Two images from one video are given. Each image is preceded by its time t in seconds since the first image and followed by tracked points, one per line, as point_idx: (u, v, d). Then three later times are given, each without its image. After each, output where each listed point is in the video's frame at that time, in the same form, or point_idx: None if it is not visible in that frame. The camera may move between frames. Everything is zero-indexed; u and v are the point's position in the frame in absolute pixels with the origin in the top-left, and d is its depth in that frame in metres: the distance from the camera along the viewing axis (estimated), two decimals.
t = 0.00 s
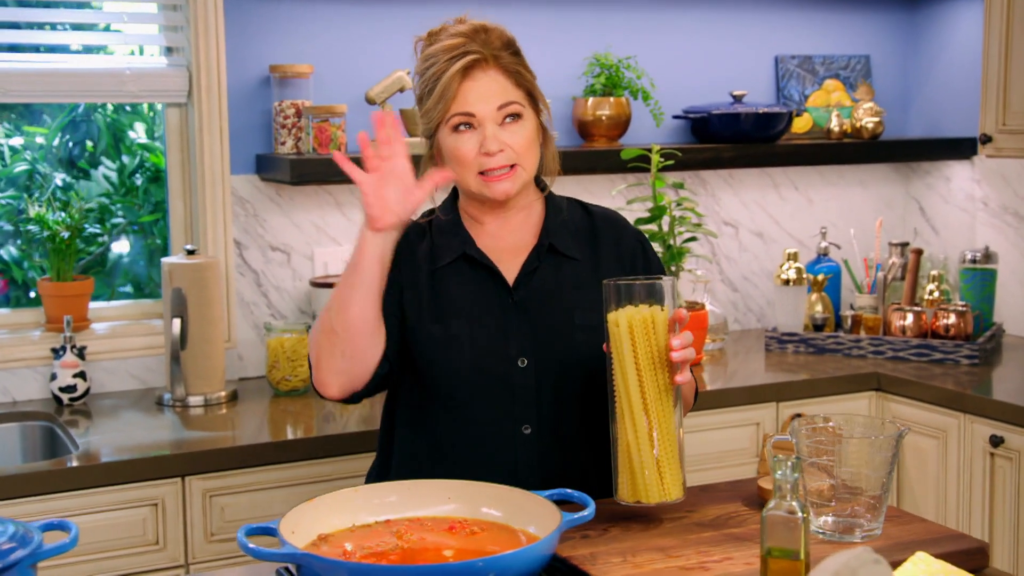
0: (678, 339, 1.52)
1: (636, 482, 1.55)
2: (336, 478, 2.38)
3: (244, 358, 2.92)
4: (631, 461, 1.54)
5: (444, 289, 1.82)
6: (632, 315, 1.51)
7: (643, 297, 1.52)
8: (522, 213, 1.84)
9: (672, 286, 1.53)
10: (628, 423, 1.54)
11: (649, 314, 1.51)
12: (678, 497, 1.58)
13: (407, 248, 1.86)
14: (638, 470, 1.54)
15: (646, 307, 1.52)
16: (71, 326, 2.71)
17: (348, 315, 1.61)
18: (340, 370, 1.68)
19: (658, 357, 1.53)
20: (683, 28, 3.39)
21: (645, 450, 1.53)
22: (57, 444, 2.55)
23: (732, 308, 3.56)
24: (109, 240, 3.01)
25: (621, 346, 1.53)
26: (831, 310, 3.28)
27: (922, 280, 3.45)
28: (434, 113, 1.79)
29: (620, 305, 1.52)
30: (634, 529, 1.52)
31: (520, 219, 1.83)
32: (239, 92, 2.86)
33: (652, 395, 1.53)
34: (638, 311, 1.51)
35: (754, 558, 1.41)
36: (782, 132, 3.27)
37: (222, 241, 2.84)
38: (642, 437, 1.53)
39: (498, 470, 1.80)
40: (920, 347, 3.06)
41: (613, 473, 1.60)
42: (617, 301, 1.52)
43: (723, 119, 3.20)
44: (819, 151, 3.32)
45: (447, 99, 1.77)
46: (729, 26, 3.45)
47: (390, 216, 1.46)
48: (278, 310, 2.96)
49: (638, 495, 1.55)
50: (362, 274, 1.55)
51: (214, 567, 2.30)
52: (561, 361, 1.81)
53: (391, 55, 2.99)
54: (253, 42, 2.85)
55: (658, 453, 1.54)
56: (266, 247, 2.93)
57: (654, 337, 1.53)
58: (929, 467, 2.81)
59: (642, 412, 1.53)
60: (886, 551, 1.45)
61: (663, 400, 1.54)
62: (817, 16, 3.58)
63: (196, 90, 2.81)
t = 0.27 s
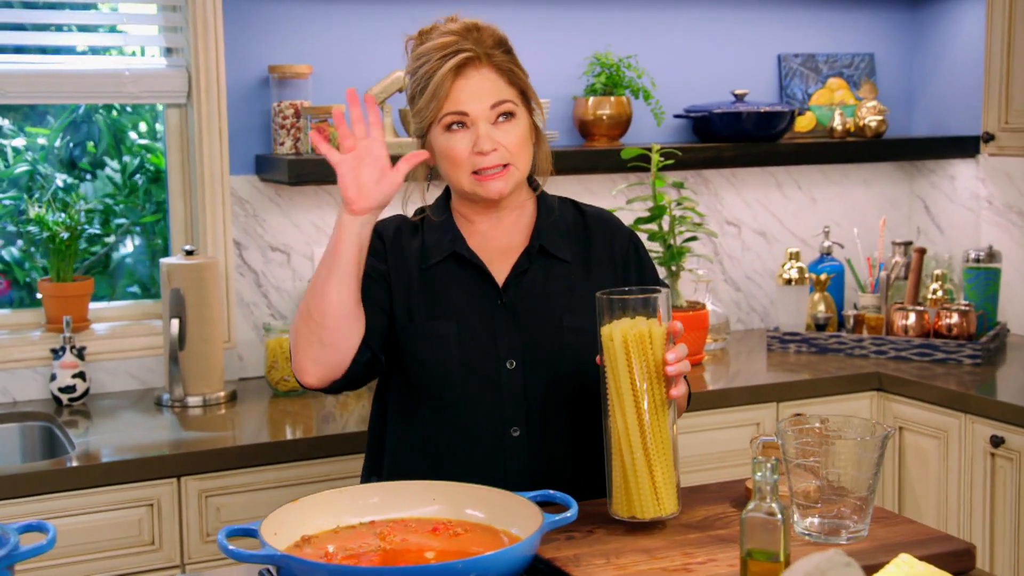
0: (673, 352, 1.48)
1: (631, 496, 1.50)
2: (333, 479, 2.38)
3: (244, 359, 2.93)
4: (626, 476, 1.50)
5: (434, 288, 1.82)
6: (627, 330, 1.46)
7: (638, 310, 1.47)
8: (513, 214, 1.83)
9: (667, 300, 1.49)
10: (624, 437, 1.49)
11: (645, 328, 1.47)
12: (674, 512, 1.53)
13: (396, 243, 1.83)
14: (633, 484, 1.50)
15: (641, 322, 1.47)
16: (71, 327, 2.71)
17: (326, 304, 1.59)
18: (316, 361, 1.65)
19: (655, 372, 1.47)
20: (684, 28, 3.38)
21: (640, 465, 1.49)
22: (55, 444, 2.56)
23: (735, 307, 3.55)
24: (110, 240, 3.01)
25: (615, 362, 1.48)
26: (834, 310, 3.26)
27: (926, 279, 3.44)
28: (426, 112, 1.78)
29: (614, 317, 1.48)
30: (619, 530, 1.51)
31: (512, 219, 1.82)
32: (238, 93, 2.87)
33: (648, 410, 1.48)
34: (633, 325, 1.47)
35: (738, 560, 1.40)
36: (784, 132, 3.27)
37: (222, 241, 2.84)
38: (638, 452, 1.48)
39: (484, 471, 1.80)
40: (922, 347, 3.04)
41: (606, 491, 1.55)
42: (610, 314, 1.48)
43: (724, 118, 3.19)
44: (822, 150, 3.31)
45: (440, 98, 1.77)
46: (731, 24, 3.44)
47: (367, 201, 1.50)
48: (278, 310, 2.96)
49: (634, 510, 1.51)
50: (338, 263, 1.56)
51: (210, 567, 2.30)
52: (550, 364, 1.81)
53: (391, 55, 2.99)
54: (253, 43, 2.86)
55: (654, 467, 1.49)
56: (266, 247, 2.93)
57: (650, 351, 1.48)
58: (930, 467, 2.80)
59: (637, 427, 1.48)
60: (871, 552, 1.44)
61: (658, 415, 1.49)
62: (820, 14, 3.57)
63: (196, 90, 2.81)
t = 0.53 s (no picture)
0: (671, 361, 1.48)
1: (628, 503, 1.49)
2: (334, 479, 2.39)
3: (249, 360, 2.94)
4: (622, 483, 1.49)
5: (432, 292, 1.82)
6: (625, 340, 1.46)
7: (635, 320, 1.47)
8: (513, 218, 1.83)
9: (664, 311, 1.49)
10: (620, 444, 1.49)
11: (643, 338, 1.46)
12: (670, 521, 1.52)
13: (392, 246, 1.85)
14: (629, 492, 1.49)
15: (639, 331, 1.47)
16: (76, 327, 2.73)
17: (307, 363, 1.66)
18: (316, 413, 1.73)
19: (652, 382, 1.47)
20: (690, 28, 3.38)
21: (635, 473, 1.48)
22: (60, 444, 2.58)
23: (742, 308, 3.54)
24: (118, 241, 3.03)
25: (612, 372, 1.48)
26: (840, 310, 3.25)
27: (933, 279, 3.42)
28: (434, 111, 1.78)
29: (612, 327, 1.48)
30: (609, 532, 1.51)
31: (513, 221, 1.82)
32: (243, 95, 2.88)
33: (645, 419, 1.48)
34: (631, 335, 1.47)
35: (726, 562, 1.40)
36: (791, 132, 3.27)
37: (226, 242, 2.86)
38: (634, 460, 1.48)
39: (481, 474, 1.80)
40: (928, 348, 3.03)
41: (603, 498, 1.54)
42: (605, 323, 1.48)
43: (729, 118, 3.19)
44: (828, 151, 3.30)
45: (448, 98, 1.77)
46: (737, 24, 3.43)
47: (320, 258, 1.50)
48: (283, 311, 2.97)
49: (630, 518, 1.50)
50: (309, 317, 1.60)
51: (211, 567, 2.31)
52: (548, 369, 1.81)
53: (395, 56, 3.00)
54: (257, 45, 2.87)
55: (652, 474, 1.49)
56: (271, 248, 2.94)
57: (648, 361, 1.47)
58: (935, 469, 2.79)
59: (634, 435, 1.48)
60: (860, 555, 1.43)
61: (656, 423, 1.48)
62: (828, 14, 3.56)
63: (201, 92, 2.83)
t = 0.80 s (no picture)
0: (665, 363, 1.48)
1: (623, 504, 1.48)
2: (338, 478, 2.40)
3: (257, 358, 2.95)
4: (618, 484, 1.48)
5: (424, 294, 1.84)
6: (618, 342, 1.46)
7: (628, 322, 1.47)
8: (510, 217, 1.84)
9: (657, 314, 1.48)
10: (615, 445, 1.48)
11: (635, 341, 1.46)
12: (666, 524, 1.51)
13: (386, 247, 1.87)
14: (625, 493, 1.48)
15: (633, 335, 1.47)
16: (85, 327, 2.75)
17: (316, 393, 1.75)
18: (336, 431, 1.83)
19: (645, 385, 1.46)
20: (699, 27, 3.37)
21: (630, 474, 1.48)
22: (68, 442, 2.60)
23: (752, 307, 3.53)
24: (129, 241, 3.06)
25: (605, 375, 1.47)
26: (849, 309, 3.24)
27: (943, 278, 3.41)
28: (442, 106, 1.78)
29: (605, 329, 1.47)
30: (601, 531, 1.51)
31: (510, 221, 1.84)
32: (251, 96, 2.90)
33: (639, 421, 1.47)
34: (624, 338, 1.47)
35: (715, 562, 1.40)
36: (799, 131, 3.26)
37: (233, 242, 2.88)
38: (629, 461, 1.47)
39: (472, 476, 1.83)
40: (937, 347, 3.02)
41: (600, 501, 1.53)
42: (597, 326, 1.48)
43: (738, 118, 3.18)
44: (837, 150, 3.29)
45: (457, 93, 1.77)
46: (747, 23, 3.43)
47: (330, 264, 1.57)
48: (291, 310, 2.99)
49: (627, 519, 1.49)
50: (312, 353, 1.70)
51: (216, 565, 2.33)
52: (540, 371, 1.83)
53: (403, 56, 3.00)
54: (265, 46, 2.89)
55: (648, 476, 1.48)
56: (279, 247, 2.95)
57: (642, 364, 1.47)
58: (943, 469, 2.78)
59: (629, 437, 1.47)
60: (849, 555, 1.43)
61: (650, 425, 1.48)
62: (838, 12, 3.55)
63: (209, 92, 2.85)
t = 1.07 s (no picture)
0: (657, 366, 1.47)
1: (615, 505, 1.49)
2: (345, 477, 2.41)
3: (268, 357, 2.97)
4: (610, 485, 1.49)
5: (422, 293, 1.86)
6: (610, 346, 1.46)
7: (620, 325, 1.47)
8: (513, 217, 1.85)
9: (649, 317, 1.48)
10: (608, 444, 1.49)
11: (629, 344, 1.46)
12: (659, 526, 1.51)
13: (388, 241, 1.89)
14: (617, 494, 1.48)
15: (626, 337, 1.47)
16: (96, 326, 2.78)
17: (309, 385, 1.80)
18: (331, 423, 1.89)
19: (638, 386, 1.47)
20: (711, 27, 3.37)
21: (622, 475, 1.48)
22: (79, 439, 2.62)
23: (764, 307, 3.52)
24: (143, 241, 3.09)
25: (599, 378, 1.47)
26: (861, 309, 3.23)
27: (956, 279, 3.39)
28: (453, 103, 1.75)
29: (599, 332, 1.47)
30: (594, 531, 1.52)
31: (511, 222, 1.85)
32: (262, 96, 2.91)
33: (631, 422, 1.47)
34: (618, 340, 1.46)
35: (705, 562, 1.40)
36: (811, 130, 3.25)
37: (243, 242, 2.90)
38: (620, 461, 1.48)
39: (461, 477, 1.86)
40: (949, 348, 3.00)
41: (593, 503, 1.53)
42: (590, 330, 1.48)
43: (749, 117, 3.17)
44: (849, 149, 3.28)
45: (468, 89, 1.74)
46: (759, 22, 3.42)
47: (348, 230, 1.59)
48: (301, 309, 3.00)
49: (618, 521, 1.49)
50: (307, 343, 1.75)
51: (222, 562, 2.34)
52: (533, 374, 1.85)
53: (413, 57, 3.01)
54: (276, 47, 2.90)
55: (639, 477, 1.48)
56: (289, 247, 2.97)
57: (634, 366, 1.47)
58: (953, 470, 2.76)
59: (622, 438, 1.48)
60: (840, 556, 1.43)
61: (643, 426, 1.48)
62: (852, 11, 3.53)
63: (220, 93, 2.87)
